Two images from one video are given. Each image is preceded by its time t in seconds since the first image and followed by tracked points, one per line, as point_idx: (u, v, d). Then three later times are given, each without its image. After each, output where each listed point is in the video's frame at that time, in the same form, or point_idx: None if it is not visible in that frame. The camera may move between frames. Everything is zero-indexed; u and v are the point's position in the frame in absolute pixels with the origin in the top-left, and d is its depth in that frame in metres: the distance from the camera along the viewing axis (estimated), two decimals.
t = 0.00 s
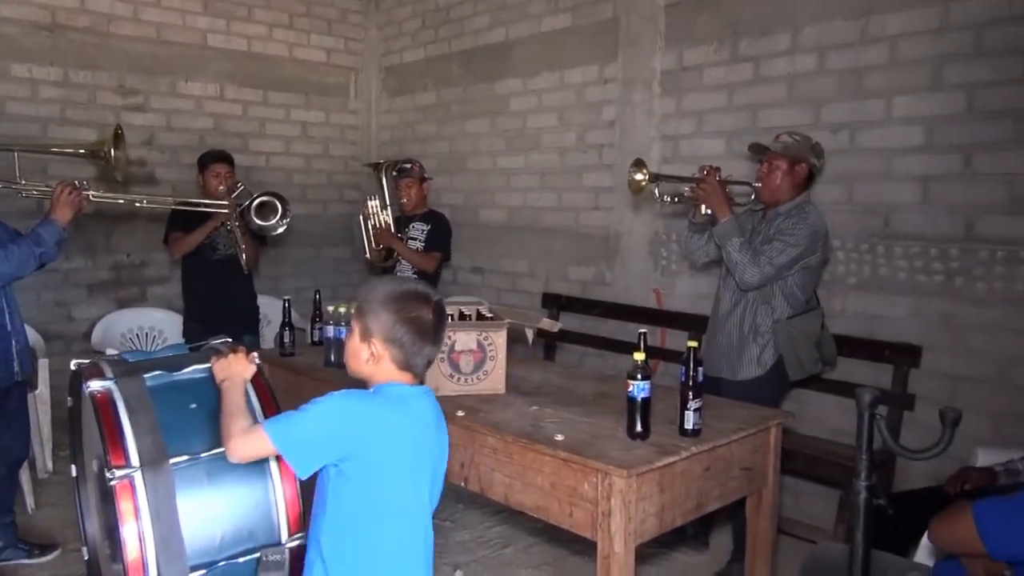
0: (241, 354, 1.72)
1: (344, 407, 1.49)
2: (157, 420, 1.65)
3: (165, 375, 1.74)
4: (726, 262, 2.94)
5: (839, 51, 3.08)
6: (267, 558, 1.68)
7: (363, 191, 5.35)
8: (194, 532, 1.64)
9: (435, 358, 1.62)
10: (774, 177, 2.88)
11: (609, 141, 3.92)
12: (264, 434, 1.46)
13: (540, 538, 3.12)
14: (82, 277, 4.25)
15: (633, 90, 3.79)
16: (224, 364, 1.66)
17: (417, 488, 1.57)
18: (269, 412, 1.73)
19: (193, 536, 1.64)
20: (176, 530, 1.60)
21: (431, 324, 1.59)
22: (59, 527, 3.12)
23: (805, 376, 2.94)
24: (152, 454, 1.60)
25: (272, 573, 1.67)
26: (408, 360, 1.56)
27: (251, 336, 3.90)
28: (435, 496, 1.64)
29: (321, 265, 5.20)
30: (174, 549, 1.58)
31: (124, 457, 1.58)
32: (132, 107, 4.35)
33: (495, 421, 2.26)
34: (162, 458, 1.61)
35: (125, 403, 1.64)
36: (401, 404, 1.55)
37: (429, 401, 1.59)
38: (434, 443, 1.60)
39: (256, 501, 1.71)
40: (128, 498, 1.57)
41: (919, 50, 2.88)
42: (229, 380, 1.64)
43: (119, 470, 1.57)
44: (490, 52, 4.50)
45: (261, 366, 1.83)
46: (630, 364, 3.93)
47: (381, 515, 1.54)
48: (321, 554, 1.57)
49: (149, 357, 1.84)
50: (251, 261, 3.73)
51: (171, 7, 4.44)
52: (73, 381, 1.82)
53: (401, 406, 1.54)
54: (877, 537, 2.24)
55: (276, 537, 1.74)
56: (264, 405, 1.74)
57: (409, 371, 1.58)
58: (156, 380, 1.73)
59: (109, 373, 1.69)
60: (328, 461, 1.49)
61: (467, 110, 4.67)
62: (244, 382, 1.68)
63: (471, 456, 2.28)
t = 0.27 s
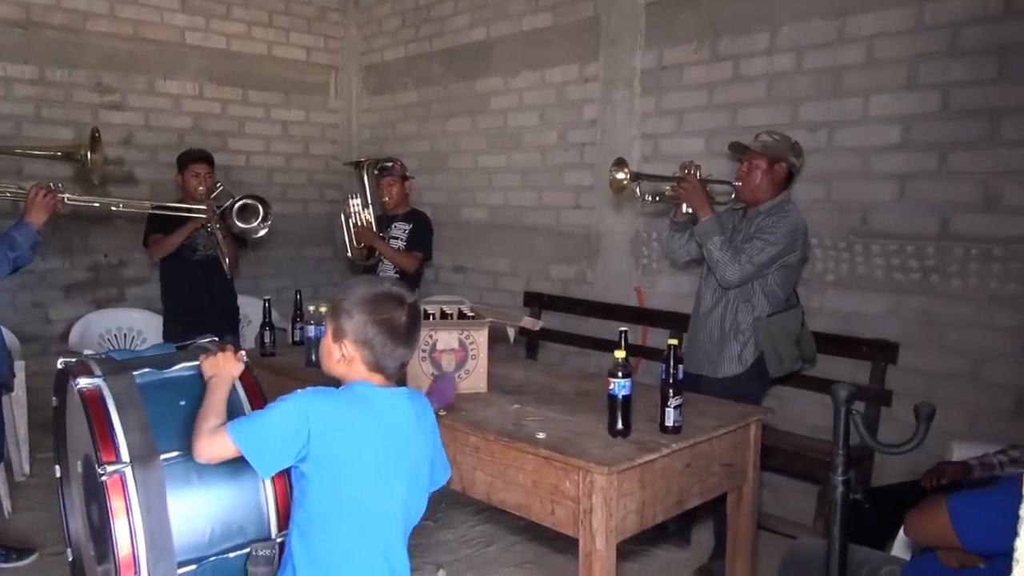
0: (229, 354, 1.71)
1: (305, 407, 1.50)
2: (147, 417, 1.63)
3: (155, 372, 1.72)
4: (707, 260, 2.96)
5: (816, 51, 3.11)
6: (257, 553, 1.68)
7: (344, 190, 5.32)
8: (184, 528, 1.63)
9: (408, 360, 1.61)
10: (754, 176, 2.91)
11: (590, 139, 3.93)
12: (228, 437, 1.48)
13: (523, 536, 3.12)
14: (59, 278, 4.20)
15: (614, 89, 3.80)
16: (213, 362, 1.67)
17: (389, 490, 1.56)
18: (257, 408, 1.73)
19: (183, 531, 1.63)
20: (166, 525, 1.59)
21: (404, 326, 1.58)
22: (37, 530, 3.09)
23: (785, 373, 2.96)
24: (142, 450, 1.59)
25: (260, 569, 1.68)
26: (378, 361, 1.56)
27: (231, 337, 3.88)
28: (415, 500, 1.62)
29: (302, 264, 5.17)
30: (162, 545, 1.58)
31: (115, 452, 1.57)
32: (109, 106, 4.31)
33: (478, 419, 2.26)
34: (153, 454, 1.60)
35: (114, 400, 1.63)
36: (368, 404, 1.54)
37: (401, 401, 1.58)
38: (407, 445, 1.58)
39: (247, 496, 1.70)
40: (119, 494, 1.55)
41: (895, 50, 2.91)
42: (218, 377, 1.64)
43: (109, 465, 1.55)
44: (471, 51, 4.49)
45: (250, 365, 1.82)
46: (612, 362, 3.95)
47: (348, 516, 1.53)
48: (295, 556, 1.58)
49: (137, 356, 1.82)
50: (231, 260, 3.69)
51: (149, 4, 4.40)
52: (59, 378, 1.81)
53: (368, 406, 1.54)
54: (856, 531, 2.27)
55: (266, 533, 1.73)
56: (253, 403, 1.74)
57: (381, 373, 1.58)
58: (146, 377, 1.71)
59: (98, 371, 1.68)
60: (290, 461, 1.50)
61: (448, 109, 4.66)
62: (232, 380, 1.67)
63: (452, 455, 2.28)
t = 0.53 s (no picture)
0: (207, 355, 1.70)
1: (289, 404, 1.48)
2: (124, 421, 1.62)
3: (131, 375, 1.70)
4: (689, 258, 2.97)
5: (795, 50, 3.13)
6: (236, 556, 1.68)
7: (325, 190, 5.30)
8: (162, 531, 1.62)
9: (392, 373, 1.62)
10: (736, 174, 2.92)
11: (572, 138, 3.93)
12: (213, 437, 1.46)
13: (508, 535, 3.12)
14: (37, 280, 4.16)
15: (595, 88, 3.81)
16: (192, 364, 1.66)
17: (373, 484, 1.56)
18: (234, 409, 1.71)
19: (161, 535, 1.62)
20: (144, 529, 1.57)
21: (401, 339, 1.60)
22: (16, 535, 3.05)
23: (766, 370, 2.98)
24: (119, 454, 1.57)
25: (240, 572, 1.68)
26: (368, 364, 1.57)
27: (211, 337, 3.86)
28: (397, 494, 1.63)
29: (283, 265, 5.15)
30: (141, 549, 1.56)
31: (91, 456, 1.55)
32: (87, 106, 4.27)
33: (461, 418, 2.26)
34: (130, 458, 1.58)
35: (90, 404, 1.60)
36: (352, 402, 1.54)
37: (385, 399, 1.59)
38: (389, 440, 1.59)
39: (225, 498, 1.69)
40: (96, 498, 1.53)
41: (873, 49, 2.93)
42: (196, 379, 1.63)
43: (85, 469, 1.53)
44: (452, 50, 4.49)
45: (229, 365, 1.80)
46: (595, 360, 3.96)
47: (333, 512, 1.53)
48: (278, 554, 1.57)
49: (113, 358, 1.80)
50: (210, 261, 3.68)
51: (126, 3, 4.36)
52: (33, 382, 1.78)
53: (351, 403, 1.54)
54: (836, 525, 2.27)
55: (246, 535, 1.72)
56: (231, 403, 1.73)
57: (364, 375, 1.58)
58: (122, 380, 1.69)
59: (73, 373, 1.65)
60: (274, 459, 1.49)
61: (429, 108, 4.66)
62: (210, 381, 1.66)
63: (435, 454, 2.28)
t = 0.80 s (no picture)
0: (182, 358, 1.69)
1: (257, 408, 1.49)
2: (96, 426, 1.60)
3: (104, 379, 1.69)
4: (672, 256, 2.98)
5: (777, 48, 3.15)
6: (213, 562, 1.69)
7: (309, 189, 5.28)
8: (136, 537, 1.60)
9: (361, 374, 1.59)
10: (716, 172, 2.94)
11: (555, 137, 3.94)
12: (177, 443, 1.46)
13: (493, 535, 3.12)
14: (15, 282, 4.11)
15: (578, 87, 3.82)
16: (167, 366, 1.65)
17: (349, 487, 1.56)
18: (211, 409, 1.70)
19: (135, 541, 1.61)
20: (117, 537, 1.55)
21: (367, 340, 1.57)
22: None
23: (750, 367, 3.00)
24: (91, 460, 1.55)
25: None
26: (331, 363, 1.55)
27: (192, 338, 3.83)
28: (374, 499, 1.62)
29: (266, 265, 5.12)
30: (115, 557, 1.54)
31: (62, 463, 1.53)
32: (65, 105, 4.23)
33: (445, 418, 2.25)
34: (102, 464, 1.56)
35: (62, 409, 1.58)
36: (321, 403, 1.55)
37: (354, 401, 1.60)
38: (362, 442, 1.59)
39: (200, 504, 1.68)
40: (67, 506, 1.51)
41: (853, 48, 2.96)
42: (170, 383, 1.61)
43: (57, 476, 1.52)
44: (435, 49, 4.48)
45: (205, 367, 1.80)
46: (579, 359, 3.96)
47: (308, 516, 1.52)
48: (254, 564, 1.55)
49: (87, 361, 1.79)
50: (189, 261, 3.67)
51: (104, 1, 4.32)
52: (6, 387, 1.76)
53: (320, 404, 1.54)
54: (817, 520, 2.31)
55: (223, 540, 1.71)
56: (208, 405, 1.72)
57: (329, 374, 1.57)
58: (95, 384, 1.68)
59: (45, 378, 1.63)
60: (244, 463, 1.49)
61: (413, 107, 4.64)
62: (185, 385, 1.65)
63: (420, 454, 2.27)
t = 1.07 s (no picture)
0: (172, 358, 1.68)
1: (245, 399, 1.49)
2: (86, 425, 1.59)
3: (94, 379, 1.68)
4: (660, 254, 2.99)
5: (762, 48, 3.16)
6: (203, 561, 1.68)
7: (296, 189, 5.26)
8: (127, 537, 1.59)
9: (351, 373, 1.58)
10: (699, 170, 2.94)
11: (543, 136, 3.94)
12: (163, 435, 1.45)
13: (483, 534, 3.12)
14: None
15: (565, 86, 3.82)
16: (158, 365, 1.64)
17: (333, 483, 1.55)
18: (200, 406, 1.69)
19: (125, 541, 1.59)
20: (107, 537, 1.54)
21: (355, 339, 1.56)
22: None
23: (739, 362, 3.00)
24: (81, 460, 1.54)
25: None
26: (319, 361, 1.55)
27: (178, 339, 3.81)
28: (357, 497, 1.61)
29: (253, 265, 5.09)
30: (104, 556, 1.53)
31: (52, 463, 1.51)
32: (48, 105, 4.19)
33: (434, 418, 2.25)
34: (92, 464, 1.55)
35: (50, 410, 1.57)
36: (308, 398, 1.55)
37: (343, 398, 1.59)
38: (347, 439, 1.58)
39: (192, 503, 1.66)
40: (57, 506, 1.50)
41: (839, 47, 2.97)
42: (160, 381, 1.60)
43: (46, 476, 1.50)
44: (422, 48, 4.47)
45: (195, 367, 1.78)
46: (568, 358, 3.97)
47: (291, 510, 1.51)
48: (234, 557, 1.54)
49: (74, 362, 1.77)
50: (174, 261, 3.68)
51: None
52: None
53: (308, 399, 1.54)
54: (807, 520, 2.33)
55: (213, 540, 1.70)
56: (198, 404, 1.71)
57: (320, 372, 1.57)
58: (84, 384, 1.66)
59: (32, 379, 1.61)
60: (228, 453, 1.48)
61: (400, 107, 4.63)
62: (176, 384, 1.64)
63: (409, 454, 2.27)
